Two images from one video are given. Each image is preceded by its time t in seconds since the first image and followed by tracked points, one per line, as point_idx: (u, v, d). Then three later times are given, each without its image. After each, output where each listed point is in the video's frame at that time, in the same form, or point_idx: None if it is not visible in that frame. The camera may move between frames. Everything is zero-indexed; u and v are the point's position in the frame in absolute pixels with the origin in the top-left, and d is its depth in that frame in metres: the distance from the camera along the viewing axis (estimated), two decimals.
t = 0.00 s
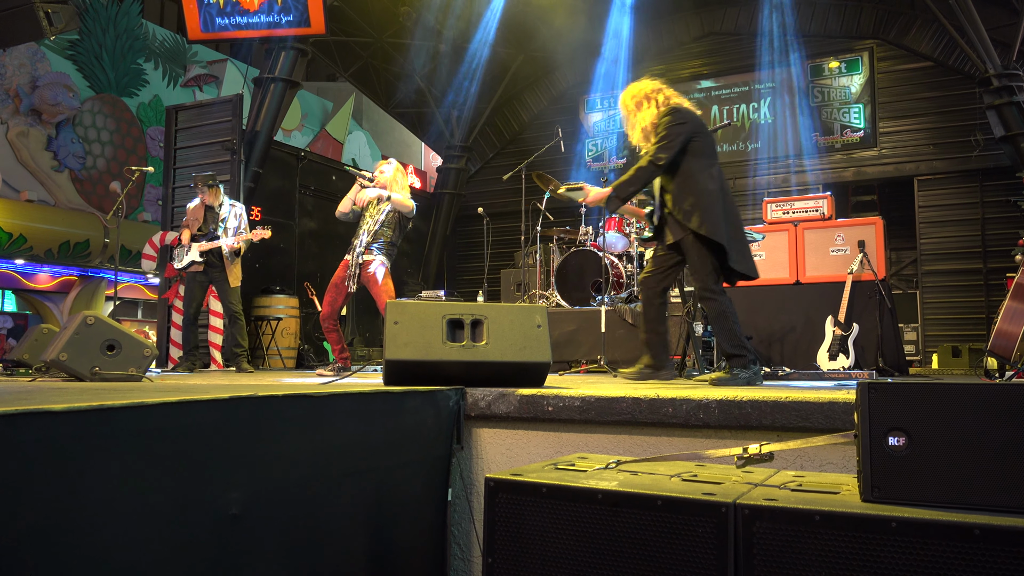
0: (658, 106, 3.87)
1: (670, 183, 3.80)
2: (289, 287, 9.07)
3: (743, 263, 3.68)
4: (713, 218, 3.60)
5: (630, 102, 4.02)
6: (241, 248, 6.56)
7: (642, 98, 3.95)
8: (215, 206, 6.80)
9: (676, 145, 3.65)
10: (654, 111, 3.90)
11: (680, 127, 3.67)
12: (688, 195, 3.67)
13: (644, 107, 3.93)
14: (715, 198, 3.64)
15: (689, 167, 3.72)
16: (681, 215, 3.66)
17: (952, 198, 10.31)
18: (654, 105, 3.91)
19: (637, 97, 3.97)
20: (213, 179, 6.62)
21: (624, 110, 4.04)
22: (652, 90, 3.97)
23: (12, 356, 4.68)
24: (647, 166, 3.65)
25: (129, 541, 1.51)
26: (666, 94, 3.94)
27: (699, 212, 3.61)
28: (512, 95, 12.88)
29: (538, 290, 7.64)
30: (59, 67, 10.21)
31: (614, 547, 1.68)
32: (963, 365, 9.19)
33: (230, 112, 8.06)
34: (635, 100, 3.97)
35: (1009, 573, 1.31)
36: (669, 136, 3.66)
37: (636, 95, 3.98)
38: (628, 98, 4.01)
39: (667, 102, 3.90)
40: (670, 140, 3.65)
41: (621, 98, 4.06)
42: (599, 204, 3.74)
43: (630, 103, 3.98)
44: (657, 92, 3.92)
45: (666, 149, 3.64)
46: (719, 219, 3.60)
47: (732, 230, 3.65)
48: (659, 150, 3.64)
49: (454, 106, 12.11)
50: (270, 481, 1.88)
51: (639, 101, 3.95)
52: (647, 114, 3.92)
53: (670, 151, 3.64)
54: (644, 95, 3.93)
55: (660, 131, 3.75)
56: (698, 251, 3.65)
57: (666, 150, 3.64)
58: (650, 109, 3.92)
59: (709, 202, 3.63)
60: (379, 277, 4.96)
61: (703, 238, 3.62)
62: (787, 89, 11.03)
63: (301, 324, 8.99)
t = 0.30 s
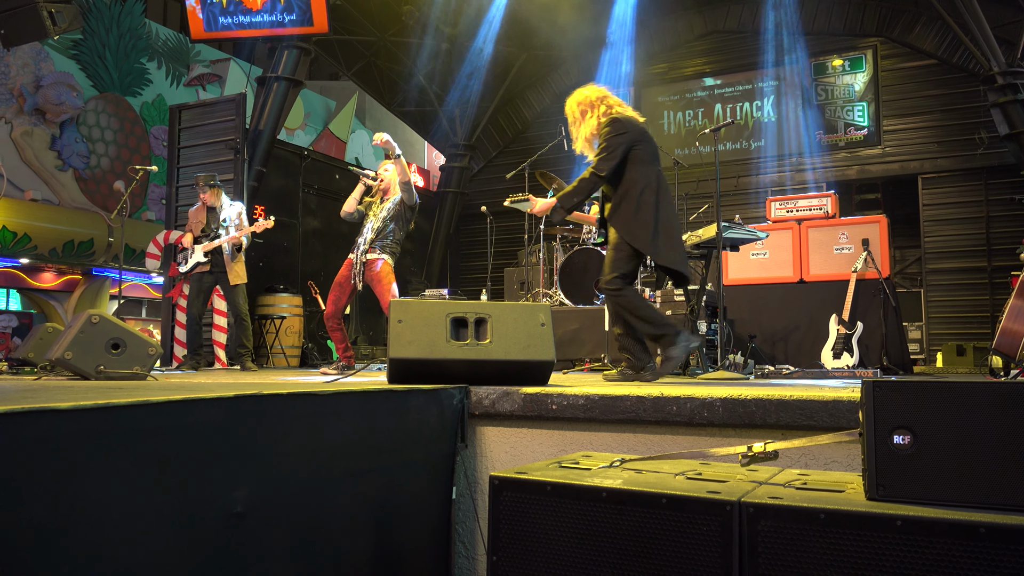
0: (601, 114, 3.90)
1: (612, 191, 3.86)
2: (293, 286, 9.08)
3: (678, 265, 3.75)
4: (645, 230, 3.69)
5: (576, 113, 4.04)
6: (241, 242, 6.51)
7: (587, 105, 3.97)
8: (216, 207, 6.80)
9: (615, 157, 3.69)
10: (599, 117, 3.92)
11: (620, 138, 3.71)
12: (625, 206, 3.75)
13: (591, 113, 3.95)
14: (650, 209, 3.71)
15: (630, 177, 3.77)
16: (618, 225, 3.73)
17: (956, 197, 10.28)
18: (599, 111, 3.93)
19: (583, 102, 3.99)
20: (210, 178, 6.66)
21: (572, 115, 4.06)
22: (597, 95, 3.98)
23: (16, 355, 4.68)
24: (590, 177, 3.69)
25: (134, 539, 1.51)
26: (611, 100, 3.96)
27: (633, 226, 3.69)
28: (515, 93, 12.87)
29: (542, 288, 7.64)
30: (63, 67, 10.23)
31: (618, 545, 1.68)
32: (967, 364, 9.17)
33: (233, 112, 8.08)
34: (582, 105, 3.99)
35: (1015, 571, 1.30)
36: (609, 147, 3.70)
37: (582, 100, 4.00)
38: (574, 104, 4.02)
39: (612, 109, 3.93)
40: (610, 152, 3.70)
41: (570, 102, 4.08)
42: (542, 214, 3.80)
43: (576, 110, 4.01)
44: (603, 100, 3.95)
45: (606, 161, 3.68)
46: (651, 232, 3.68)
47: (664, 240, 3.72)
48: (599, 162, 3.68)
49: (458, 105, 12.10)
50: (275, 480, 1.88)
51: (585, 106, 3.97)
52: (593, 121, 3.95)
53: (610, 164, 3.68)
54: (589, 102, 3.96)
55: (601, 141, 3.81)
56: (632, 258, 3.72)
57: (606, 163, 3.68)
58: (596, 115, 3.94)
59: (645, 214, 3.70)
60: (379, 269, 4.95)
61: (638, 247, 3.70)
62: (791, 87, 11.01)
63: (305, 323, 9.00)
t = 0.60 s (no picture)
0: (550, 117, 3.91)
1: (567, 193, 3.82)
2: (299, 286, 9.10)
3: (627, 269, 3.73)
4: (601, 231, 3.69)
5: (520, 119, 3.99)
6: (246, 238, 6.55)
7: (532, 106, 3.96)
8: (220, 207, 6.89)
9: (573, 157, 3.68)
10: (545, 120, 3.92)
11: (575, 139, 3.71)
12: (581, 207, 3.73)
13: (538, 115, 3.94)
14: (606, 209, 3.74)
15: (585, 178, 3.77)
16: (575, 226, 3.70)
17: (962, 193, 10.24)
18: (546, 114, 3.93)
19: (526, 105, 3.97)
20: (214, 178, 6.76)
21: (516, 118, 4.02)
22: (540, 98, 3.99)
23: (25, 356, 4.70)
24: (552, 177, 3.65)
25: (144, 539, 1.52)
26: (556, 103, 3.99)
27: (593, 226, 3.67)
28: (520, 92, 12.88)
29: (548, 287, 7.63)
30: (70, 69, 10.28)
31: (627, 544, 1.68)
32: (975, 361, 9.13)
33: (239, 112, 8.10)
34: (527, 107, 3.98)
35: None
36: (565, 148, 3.69)
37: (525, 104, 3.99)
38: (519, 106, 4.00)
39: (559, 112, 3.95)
40: (566, 153, 3.69)
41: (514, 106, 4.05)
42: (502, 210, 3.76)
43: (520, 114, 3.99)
44: (548, 105, 3.96)
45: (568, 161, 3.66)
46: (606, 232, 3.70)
47: (616, 240, 3.75)
48: (560, 163, 3.65)
49: (464, 104, 12.12)
50: (284, 480, 1.89)
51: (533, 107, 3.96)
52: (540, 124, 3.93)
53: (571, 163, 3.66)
54: (536, 105, 3.96)
55: (554, 144, 3.79)
56: (585, 260, 3.71)
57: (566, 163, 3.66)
58: (541, 118, 3.93)
59: (600, 215, 3.71)
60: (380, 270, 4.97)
61: (593, 249, 3.68)
62: (796, 84, 11.01)
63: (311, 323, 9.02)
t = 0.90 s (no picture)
0: (498, 114, 3.85)
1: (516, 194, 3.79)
2: (308, 285, 9.12)
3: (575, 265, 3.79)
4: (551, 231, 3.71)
5: (468, 115, 3.89)
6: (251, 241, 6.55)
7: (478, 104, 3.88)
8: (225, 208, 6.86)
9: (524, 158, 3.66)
10: (491, 117, 3.85)
11: (524, 140, 3.69)
12: (531, 208, 3.73)
13: (484, 112, 3.86)
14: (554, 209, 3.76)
15: (534, 178, 3.78)
16: (526, 226, 3.69)
17: (972, 190, 10.19)
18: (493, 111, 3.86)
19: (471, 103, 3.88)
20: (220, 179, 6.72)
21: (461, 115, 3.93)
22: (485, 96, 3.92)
23: (37, 354, 4.73)
24: (507, 179, 3.61)
25: (155, 537, 1.53)
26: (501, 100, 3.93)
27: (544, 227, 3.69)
28: (528, 91, 12.88)
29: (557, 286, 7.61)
30: (79, 70, 10.32)
31: (637, 542, 1.68)
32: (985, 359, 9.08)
33: (248, 112, 8.12)
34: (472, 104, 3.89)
35: None
36: (515, 150, 3.66)
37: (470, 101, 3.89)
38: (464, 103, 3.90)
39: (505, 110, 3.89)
40: (516, 154, 3.66)
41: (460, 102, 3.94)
42: (459, 198, 3.91)
43: (467, 109, 3.88)
44: (493, 104, 3.88)
45: (520, 163, 3.63)
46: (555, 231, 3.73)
47: (564, 239, 3.78)
48: (514, 165, 3.62)
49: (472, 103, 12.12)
50: (295, 478, 1.89)
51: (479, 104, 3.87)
52: (485, 121, 3.85)
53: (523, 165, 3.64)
54: (485, 101, 3.88)
55: (504, 144, 3.74)
56: (535, 258, 3.71)
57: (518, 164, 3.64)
58: (487, 115, 3.85)
59: (548, 215, 3.74)
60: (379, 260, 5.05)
61: (543, 249, 3.71)
62: (805, 81, 10.98)
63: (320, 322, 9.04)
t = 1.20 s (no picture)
0: (453, 103, 3.63)
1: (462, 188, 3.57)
2: (317, 282, 9.14)
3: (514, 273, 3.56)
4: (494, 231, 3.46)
5: (425, 97, 3.65)
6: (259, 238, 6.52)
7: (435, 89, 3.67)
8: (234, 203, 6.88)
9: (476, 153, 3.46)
10: (446, 105, 3.63)
11: (478, 134, 3.48)
12: (477, 207, 3.49)
13: (439, 99, 3.64)
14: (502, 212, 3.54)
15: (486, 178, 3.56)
16: (471, 225, 3.44)
17: (985, 187, 10.11)
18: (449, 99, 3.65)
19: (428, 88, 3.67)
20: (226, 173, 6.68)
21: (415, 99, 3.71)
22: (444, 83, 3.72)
23: (50, 350, 4.75)
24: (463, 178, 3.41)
25: (165, 532, 1.53)
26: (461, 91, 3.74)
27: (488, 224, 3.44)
28: (537, 88, 12.84)
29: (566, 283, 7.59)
30: (90, 67, 10.33)
31: (647, 539, 1.67)
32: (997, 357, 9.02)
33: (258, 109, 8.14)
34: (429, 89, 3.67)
35: None
36: (467, 141, 3.45)
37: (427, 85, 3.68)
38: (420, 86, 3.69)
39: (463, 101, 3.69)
40: (468, 148, 3.46)
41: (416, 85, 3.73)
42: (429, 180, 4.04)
43: (422, 92, 3.66)
44: (451, 92, 3.66)
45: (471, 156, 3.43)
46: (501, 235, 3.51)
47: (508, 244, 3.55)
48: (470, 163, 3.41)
49: (481, 100, 12.11)
50: (304, 474, 1.90)
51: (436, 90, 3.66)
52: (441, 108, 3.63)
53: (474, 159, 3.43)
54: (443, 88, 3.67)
55: (458, 136, 3.51)
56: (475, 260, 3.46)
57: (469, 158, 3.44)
58: (442, 102, 3.64)
59: (494, 217, 3.50)
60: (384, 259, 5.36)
61: (484, 249, 3.45)
62: (816, 76, 10.91)
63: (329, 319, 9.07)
